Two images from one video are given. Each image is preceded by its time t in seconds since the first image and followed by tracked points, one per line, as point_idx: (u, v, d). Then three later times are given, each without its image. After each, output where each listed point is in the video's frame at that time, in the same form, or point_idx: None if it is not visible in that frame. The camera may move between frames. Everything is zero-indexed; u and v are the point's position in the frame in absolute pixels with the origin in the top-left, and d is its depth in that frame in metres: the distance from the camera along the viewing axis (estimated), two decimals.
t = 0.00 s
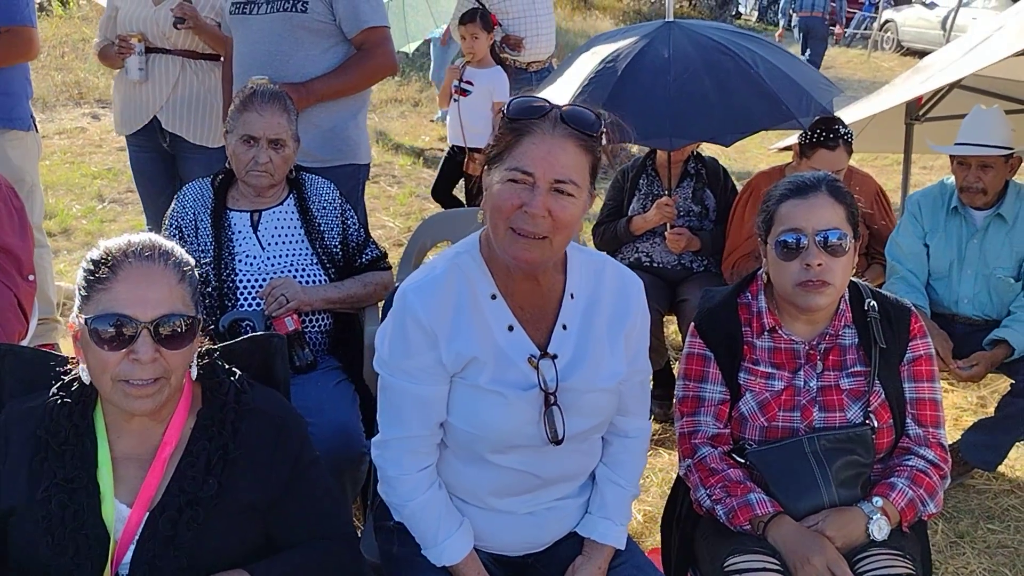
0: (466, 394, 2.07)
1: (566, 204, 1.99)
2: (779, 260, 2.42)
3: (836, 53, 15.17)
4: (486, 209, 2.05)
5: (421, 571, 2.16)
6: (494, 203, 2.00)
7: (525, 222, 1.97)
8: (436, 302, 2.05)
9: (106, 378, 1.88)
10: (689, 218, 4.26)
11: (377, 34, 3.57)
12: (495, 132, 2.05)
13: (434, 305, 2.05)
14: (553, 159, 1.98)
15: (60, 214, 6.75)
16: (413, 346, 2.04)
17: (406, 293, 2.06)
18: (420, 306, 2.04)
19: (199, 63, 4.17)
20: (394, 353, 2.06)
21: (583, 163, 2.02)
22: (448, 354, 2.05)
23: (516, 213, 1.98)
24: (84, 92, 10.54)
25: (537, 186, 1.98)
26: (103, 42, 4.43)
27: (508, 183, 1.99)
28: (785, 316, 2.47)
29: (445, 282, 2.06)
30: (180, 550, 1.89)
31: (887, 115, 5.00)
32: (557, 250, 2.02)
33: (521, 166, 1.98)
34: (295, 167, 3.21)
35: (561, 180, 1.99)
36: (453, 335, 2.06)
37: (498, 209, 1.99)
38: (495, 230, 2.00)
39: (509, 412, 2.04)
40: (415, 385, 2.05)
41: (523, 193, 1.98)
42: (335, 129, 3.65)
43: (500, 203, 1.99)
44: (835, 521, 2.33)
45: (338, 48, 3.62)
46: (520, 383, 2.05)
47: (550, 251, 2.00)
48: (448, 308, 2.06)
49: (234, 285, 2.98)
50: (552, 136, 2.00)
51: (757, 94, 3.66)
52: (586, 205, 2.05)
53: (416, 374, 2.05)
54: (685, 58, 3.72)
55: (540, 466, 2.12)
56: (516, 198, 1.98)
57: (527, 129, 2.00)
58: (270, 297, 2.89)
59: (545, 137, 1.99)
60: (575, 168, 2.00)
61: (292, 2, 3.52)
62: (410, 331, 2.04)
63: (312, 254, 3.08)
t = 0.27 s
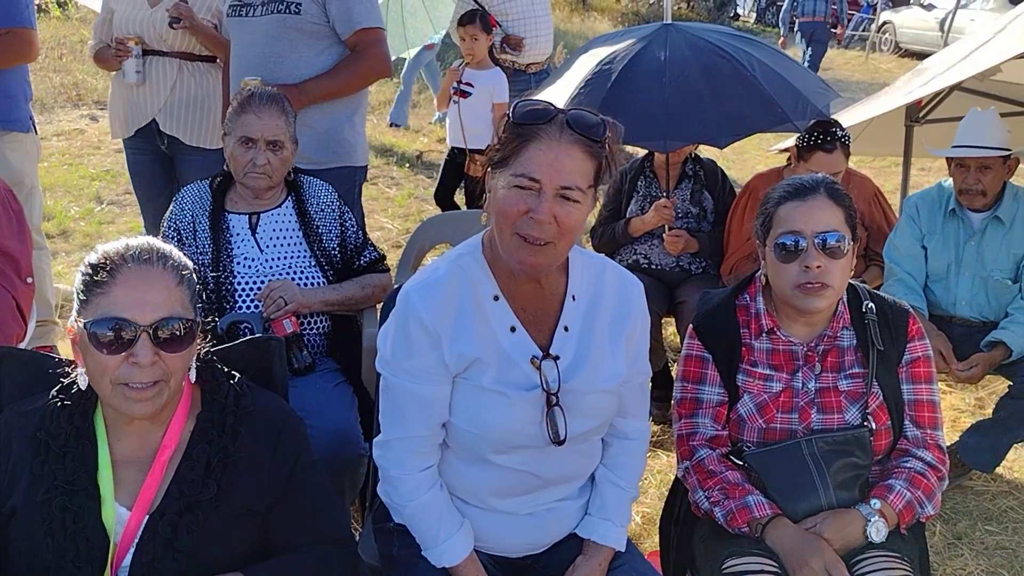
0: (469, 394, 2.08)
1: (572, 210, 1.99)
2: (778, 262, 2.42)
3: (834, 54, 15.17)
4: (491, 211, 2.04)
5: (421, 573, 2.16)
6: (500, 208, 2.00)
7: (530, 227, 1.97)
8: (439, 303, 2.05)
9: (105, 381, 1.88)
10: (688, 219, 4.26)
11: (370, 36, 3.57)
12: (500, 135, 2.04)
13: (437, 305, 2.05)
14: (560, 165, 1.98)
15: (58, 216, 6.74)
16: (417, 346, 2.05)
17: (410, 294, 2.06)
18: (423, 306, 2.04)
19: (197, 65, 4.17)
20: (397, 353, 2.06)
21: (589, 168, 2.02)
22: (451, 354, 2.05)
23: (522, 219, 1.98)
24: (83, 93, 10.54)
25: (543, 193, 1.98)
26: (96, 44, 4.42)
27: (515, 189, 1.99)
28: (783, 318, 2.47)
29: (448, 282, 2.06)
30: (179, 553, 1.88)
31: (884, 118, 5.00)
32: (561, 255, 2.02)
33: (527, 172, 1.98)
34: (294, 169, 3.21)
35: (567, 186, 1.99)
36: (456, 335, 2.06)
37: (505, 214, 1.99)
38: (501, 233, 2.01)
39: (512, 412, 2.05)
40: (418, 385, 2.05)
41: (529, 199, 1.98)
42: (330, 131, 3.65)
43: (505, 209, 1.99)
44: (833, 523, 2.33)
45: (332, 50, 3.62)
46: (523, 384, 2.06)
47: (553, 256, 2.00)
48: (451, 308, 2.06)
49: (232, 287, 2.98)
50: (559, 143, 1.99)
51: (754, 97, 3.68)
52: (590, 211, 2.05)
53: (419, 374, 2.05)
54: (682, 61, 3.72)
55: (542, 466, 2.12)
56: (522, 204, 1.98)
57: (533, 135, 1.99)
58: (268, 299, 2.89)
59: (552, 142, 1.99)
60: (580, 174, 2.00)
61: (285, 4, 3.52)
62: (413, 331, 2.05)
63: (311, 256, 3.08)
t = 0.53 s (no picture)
0: (471, 393, 2.08)
1: (576, 213, 2.00)
2: (777, 263, 2.43)
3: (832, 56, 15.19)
4: (493, 213, 2.05)
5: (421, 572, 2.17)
6: (503, 212, 2.01)
7: (534, 231, 1.98)
8: (441, 303, 2.06)
9: (111, 381, 1.89)
10: (686, 220, 4.27)
11: (366, 35, 3.57)
12: (502, 138, 2.05)
13: (439, 305, 2.06)
14: (563, 170, 1.99)
15: (57, 218, 6.75)
16: (419, 345, 2.05)
17: (411, 293, 2.07)
18: (425, 306, 2.05)
19: (197, 67, 4.19)
20: (399, 353, 2.07)
21: (591, 173, 2.03)
22: (453, 353, 2.05)
23: (526, 222, 1.98)
24: (82, 95, 10.55)
25: (547, 197, 1.98)
26: (95, 45, 4.42)
27: (520, 194, 1.99)
28: (781, 318, 2.49)
29: (450, 282, 2.07)
30: (181, 552, 1.90)
31: (882, 120, 5.02)
32: (562, 258, 2.03)
33: (532, 176, 1.98)
34: (293, 171, 3.22)
35: (572, 190, 1.99)
36: (458, 334, 2.07)
37: (509, 217, 1.99)
38: (504, 236, 2.01)
39: (513, 411, 2.05)
40: (419, 384, 2.06)
41: (533, 203, 1.98)
42: (329, 131, 3.65)
43: (509, 212, 1.99)
44: (832, 522, 2.33)
45: (329, 51, 3.63)
46: (524, 383, 2.06)
47: (555, 257, 2.01)
48: (453, 308, 2.07)
49: (232, 288, 2.99)
50: (561, 146, 2.00)
51: (754, 97, 3.68)
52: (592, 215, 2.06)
53: (421, 374, 2.06)
54: (682, 61, 3.73)
55: (542, 465, 2.13)
56: (526, 208, 1.98)
57: (534, 141, 2.00)
58: (268, 300, 2.90)
59: (556, 146, 2.00)
60: (583, 176, 2.00)
61: (282, 5, 3.53)
62: (415, 330, 2.06)
63: (310, 257, 3.09)
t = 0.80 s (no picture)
0: (470, 394, 2.08)
1: (578, 212, 1.99)
2: (778, 262, 2.43)
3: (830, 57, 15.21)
4: (494, 213, 2.04)
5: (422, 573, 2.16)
6: (505, 211, 2.00)
7: (537, 230, 1.97)
8: (441, 303, 2.05)
9: (120, 400, 1.89)
10: (686, 220, 4.26)
11: (368, 34, 3.57)
12: (504, 136, 2.04)
13: (438, 305, 2.05)
14: (566, 169, 1.98)
15: (55, 220, 6.73)
16: (418, 346, 2.05)
17: (411, 294, 2.06)
18: (424, 306, 2.04)
19: (195, 68, 4.19)
20: (398, 353, 2.06)
21: (593, 171, 2.03)
22: (452, 354, 2.05)
23: (529, 222, 1.97)
24: (80, 97, 10.53)
25: (549, 196, 1.97)
26: (93, 44, 4.41)
27: (523, 192, 1.98)
28: (782, 317, 2.48)
29: (450, 282, 2.06)
30: (182, 551, 1.89)
31: (882, 118, 5.01)
32: (563, 257, 2.02)
33: (534, 175, 1.97)
34: (292, 171, 3.21)
35: (574, 189, 1.99)
36: (458, 334, 2.06)
37: (509, 217, 1.99)
38: (506, 234, 2.01)
39: (513, 412, 2.05)
40: (419, 385, 2.05)
41: (535, 202, 1.97)
42: (333, 130, 3.65)
43: (510, 212, 1.99)
44: (833, 523, 2.33)
45: (331, 50, 3.63)
46: (524, 384, 2.06)
47: (557, 256, 2.00)
48: (453, 308, 2.06)
49: (232, 288, 2.97)
50: (563, 145, 1.99)
51: (754, 97, 3.67)
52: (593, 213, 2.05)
53: (420, 374, 2.05)
54: (682, 61, 3.73)
55: (542, 466, 2.12)
56: (528, 207, 1.98)
57: (537, 139, 1.99)
58: (267, 301, 2.89)
59: (558, 145, 1.99)
60: (584, 175, 2.00)
61: (284, 5, 3.52)
62: (414, 331, 2.05)
63: (310, 257, 3.08)
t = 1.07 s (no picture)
0: (467, 398, 2.07)
1: (573, 215, 1.99)
2: (777, 264, 2.43)
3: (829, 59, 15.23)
4: (491, 216, 2.04)
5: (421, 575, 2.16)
6: (501, 214, 2.00)
7: (532, 234, 1.97)
8: (438, 308, 2.05)
9: (116, 404, 1.88)
10: (685, 222, 4.27)
11: (372, 34, 3.58)
12: (499, 140, 2.05)
13: (435, 310, 2.05)
14: (561, 172, 1.98)
15: (54, 221, 6.73)
16: (415, 350, 2.04)
17: (408, 298, 2.06)
18: (421, 311, 2.04)
19: (193, 70, 4.17)
20: (396, 358, 2.06)
21: (589, 174, 2.03)
22: (449, 358, 2.05)
23: (524, 225, 1.97)
24: (78, 99, 10.53)
25: (545, 198, 1.97)
26: (93, 47, 4.40)
27: (518, 196, 1.98)
28: (781, 319, 2.48)
29: (447, 286, 2.06)
30: (185, 553, 1.91)
31: (880, 119, 5.02)
32: (560, 260, 2.02)
33: (530, 178, 1.97)
34: (291, 173, 3.21)
35: (569, 191, 1.99)
36: (455, 338, 2.06)
37: (506, 220, 1.99)
38: (503, 238, 2.00)
39: (510, 416, 2.04)
40: (416, 390, 2.05)
41: (532, 205, 1.98)
42: (336, 130, 3.65)
43: (507, 215, 1.99)
44: (832, 525, 2.33)
45: (335, 51, 3.64)
46: (521, 387, 2.05)
47: (553, 259, 2.00)
48: (450, 312, 2.06)
49: (230, 290, 2.97)
50: (558, 147, 1.99)
51: (753, 99, 3.66)
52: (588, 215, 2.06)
53: (417, 379, 2.05)
54: (682, 63, 3.73)
55: (540, 470, 2.12)
56: (524, 210, 1.98)
57: (533, 141, 2.00)
58: (266, 302, 2.89)
59: (553, 147, 1.99)
60: (579, 177, 2.00)
61: (288, 6, 3.51)
62: (411, 335, 2.04)
63: (309, 259, 3.08)
